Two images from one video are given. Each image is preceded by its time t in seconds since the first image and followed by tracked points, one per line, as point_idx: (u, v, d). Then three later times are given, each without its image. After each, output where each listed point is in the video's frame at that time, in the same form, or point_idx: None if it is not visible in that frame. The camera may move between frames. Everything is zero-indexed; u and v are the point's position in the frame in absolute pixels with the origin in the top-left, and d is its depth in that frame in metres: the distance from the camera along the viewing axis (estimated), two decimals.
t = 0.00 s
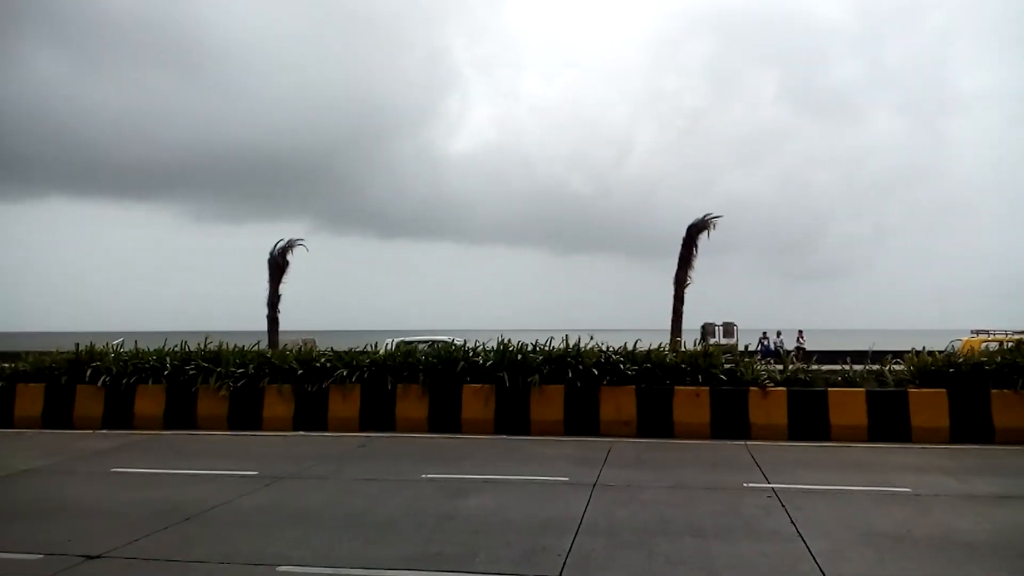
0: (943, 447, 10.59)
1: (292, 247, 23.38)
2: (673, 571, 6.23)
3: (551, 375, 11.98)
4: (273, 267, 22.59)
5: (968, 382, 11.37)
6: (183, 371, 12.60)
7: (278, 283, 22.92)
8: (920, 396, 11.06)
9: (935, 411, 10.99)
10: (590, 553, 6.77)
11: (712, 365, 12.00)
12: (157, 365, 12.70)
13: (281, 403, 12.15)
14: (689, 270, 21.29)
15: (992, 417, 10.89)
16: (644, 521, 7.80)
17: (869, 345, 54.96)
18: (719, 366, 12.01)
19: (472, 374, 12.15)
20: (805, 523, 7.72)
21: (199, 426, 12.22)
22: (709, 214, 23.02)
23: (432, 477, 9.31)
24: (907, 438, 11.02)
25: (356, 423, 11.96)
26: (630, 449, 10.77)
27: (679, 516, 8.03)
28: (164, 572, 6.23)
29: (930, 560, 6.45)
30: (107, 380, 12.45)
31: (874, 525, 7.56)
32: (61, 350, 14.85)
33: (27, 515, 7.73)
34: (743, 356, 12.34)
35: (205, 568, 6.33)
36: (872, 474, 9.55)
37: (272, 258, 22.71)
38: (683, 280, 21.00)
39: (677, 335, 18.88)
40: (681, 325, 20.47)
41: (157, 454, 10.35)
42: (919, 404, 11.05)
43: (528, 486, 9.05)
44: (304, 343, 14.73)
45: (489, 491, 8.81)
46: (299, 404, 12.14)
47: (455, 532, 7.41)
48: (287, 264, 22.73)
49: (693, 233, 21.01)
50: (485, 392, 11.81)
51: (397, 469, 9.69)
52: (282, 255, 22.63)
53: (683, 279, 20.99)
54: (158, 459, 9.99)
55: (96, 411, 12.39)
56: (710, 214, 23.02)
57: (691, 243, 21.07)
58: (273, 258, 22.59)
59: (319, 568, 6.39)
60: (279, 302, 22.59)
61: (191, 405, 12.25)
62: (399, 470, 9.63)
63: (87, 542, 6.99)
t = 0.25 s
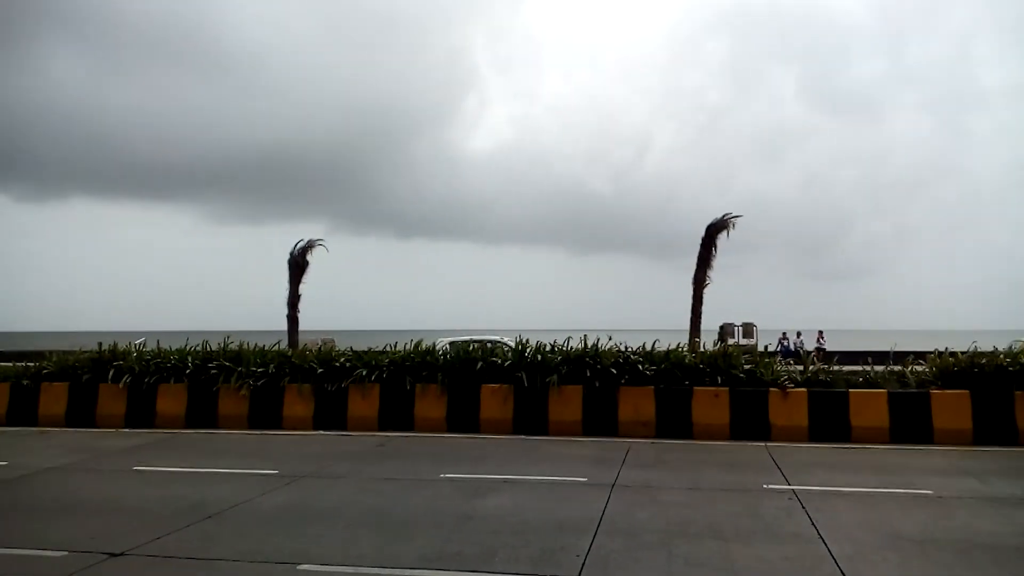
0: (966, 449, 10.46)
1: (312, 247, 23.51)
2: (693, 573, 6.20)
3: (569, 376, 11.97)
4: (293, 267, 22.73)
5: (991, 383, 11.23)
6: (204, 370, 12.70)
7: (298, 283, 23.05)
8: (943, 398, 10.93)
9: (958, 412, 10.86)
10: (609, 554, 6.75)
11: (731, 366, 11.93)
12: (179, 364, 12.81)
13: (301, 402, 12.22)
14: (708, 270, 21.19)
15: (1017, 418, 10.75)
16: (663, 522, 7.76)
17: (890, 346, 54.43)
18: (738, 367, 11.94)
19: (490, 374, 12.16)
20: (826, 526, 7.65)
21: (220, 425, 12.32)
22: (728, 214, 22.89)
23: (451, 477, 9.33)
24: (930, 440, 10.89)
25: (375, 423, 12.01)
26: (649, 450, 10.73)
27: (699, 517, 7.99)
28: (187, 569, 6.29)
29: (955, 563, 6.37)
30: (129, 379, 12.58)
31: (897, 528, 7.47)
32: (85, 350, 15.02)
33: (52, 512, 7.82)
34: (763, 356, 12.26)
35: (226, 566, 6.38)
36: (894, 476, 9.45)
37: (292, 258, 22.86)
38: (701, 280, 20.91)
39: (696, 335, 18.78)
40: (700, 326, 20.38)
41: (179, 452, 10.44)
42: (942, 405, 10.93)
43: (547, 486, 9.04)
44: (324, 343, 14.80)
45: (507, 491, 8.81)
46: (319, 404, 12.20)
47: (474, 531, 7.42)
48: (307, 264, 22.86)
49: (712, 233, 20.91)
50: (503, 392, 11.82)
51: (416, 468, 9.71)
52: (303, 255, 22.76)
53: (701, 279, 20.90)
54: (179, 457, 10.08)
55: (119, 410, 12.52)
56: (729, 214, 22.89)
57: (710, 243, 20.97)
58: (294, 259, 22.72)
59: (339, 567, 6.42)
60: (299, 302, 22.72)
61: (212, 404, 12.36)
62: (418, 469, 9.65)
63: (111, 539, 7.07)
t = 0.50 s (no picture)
0: (977, 450, 10.39)
1: (321, 247, 23.57)
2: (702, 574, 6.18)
3: (578, 376, 11.96)
4: (303, 267, 22.80)
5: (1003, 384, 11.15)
6: (214, 370, 12.76)
7: (308, 283, 23.12)
8: (954, 399, 10.87)
9: (969, 414, 10.80)
10: (618, 555, 6.74)
11: (741, 367, 11.89)
12: (189, 364, 12.87)
13: (311, 402, 12.25)
14: (718, 270, 21.12)
15: None
16: (672, 524, 7.74)
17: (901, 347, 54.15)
18: (748, 367, 11.91)
19: (499, 374, 12.17)
20: (836, 527, 7.62)
21: (230, 425, 12.37)
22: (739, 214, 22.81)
23: (460, 477, 9.34)
24: (941, 442, 10.83)
25: (384, 423, 12.03)
26: (658, 451, 10.71)
27: (708, 518, 7.98)
28: (197, 569, 6.32)
29: (966, 565, 6.33)
30: (140, 379, 12.65)
31: (907, 530, 7.43)
32: (96, 350, 15.11)
33: (63, 512, 7.87)
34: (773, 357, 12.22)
35: (236, 566, 6.41)
36: (905, 477, 9.40)
37: (302, 258, 22.92)
38: (710, 280, 20.85)
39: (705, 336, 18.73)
40: (709, 326, 20.32)
41: (189, 452, 10.48)
42: (953, 406, 10.86)
43: (556, 487, 9.03)
44: (333, 343, 14.84)
45: (516, 491, 8.82)
46: (328, 404, 12.23)
47: (483, 532, 7.42)
48: (317, 264, 22.91)
49: (721, 233, 20.85)
50: (512, 392, 11.82)
51: (426, 469, 9.73)
52: (313, 256, 22.82)
53: (711, 280, 20.84)
54: (189, 457, 10.13)
55: (130, 409, 12.59)
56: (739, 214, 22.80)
57: (719, 243, 20.91)
58: (304, 259, 22.78)
59: (348, 566, 6.43)
60: (308, 302, 22.79)
61: (222, 404, 12.41)
62: (427, 470, 9.66)
63: (122, 539, 7.11)
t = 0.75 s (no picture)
0: (1000, 454, 10.26)
1: (340, 250, 23.70)
2: None
3: (596, 378, 11.94)
4: (322, 269, 22.92)
5: None
6: (234, 371, 12.86)
7: (326, 285, 23.23)
8: (977, 402, 10.74)
9: (992, 418, 10.66)
10: (637, 558, 6.72)
11: (760, 369, 11.82)
12: (210, 365, 12.98)
13: (329, 403, 12.31)
14: (737, 272, 21.01)
15: None
16: (691, 527, 7.71)
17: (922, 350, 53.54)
18: (767, 370, 11.83)
19: (517, 376, 12.17)
20: (857, 531, 7.55)
21: (250, 425, 12.45)
22: (757, 215, 22.70)
23: (478, 479, 9.34)
24: (963, 445, 10.70)
25: (402, 424, 12.06)
26: (677, 453, 10.67)
27: (727, 521, 7.93)
28: (218, 568, 6.37)
29: (989, 571, 6.25)
30: (162, 380, 12.77)
31: (929, 534, 7.35)
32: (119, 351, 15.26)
33: (86, 511, 7.97)
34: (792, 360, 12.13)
35: (256, 565, 6.45)
36: (927, 481, 9.29)
37: (320, 260, 23.04)
38: (729, 282, 20.73)
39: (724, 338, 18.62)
40: (728, 328, 20.21)
41: (209, 452, 10.57)
42: (976, 410, 10.73)
43: (574, 489, 9.02)
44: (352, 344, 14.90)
45: (534, 493, 8.81)
46: (347, 405, 12.29)
47: (501, 533, 7.42)
48: (336, 266, 23.03)
49: (740, 234, 20.74)
50: (530, 394, 11.82)
51: (444, 470, 9.75)
52: (331, 258, 22.95)
53: (729, 281, 20.72)
54: (210, 457, 10.21)
55: (151, 409, 12.71)
56: (757, 215, 22.69)
57: (738, 244, 20.79)
58: (323, 261, 22.90)
59: (366, 567, 6.46)
60: (327, 304, 22.89)
61: (242, 405, 12.50)
62: (445, 471, 9.68)
63: (144, 538, 7.18)
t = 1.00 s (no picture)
0: (1012, 456, 10.20)
1: (349, 250, 23.75)
2: None
3: (605, 379, 11.93)
4: (332, 271, 22.98)
5: None
6: (244, 372, 12.91)
7: (336, 286, 23.29)
8: (989, 403, 10.67)
9: (1003, 419, 10.59)
10: (647, 559, 6.71)
11: (770, 371, 11.79)
12: (220, 365, 13.04)
13: (339, 404, 12.35)
14: (747, 273, 20.94)
15: None
16: (701, 528, 7.69)
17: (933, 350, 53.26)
18: (777, 371, 11.80)
19: (526, 377, 12.17)
20: (867, 533, 7.52)
21: (260, 425, 12.50)
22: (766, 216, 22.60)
23: (488, 479, 9.35)
24: (975, 447, 10.64)
25: (411, 425, 12.08)
26: (687, 454, 10.64)
27: (737, 522, 7.91)
28: (229, 568, 6.40)
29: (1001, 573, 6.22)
30: (173, 380, 12.83)
31: (941, 536, 7.32)
32: (131, 351, 15.34)
33: (98, 511, 8.01)
34: (803, 361, 12.09)
35: (267, 565, 6.48)
36: (938, 483, 9.25)
37: (330, 261, 23.10)
38: (739, 283, 20.67)
39: (733, 339, 18.57)
40: (737, 329, 20.14)
41: (220, 452, 10.61)
42: (986, 411, 10.66)
43: (584, 490, 9.01)
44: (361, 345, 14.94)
45: (544, 493, 8.81)
46: (357, 405, 12.32)
47: (511, 534, 7.42)
48: (346, 267, 23.08)
49: (749, 234, 20.68)
50: (539, 395, 11.82)
51: (453, 470, 9.76)
52: (341, 259, 23.00)
53: (739, 282, 20.66)
54: (220, 458, 10.25)
55: (162, 410, 12.77)
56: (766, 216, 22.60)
57: (747, 245, 20.73)
58: (333, 262, 22.96)
59: (377, 567, 6.48)
60: (337, 304, 22.95)
61: (253, 406, 12.55)
62: (455, 471, 9.69)
63: (156, 537, 7.22)
